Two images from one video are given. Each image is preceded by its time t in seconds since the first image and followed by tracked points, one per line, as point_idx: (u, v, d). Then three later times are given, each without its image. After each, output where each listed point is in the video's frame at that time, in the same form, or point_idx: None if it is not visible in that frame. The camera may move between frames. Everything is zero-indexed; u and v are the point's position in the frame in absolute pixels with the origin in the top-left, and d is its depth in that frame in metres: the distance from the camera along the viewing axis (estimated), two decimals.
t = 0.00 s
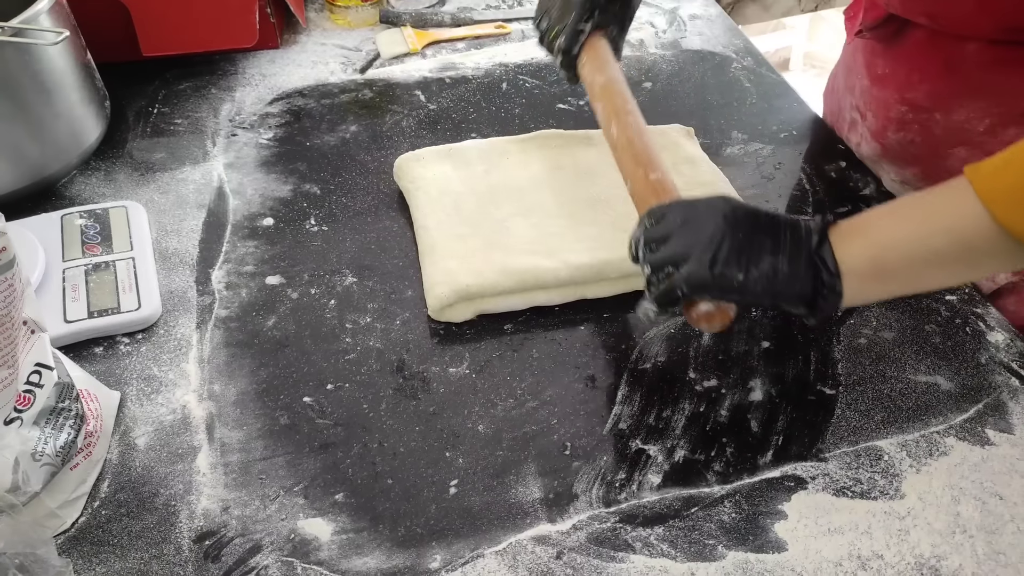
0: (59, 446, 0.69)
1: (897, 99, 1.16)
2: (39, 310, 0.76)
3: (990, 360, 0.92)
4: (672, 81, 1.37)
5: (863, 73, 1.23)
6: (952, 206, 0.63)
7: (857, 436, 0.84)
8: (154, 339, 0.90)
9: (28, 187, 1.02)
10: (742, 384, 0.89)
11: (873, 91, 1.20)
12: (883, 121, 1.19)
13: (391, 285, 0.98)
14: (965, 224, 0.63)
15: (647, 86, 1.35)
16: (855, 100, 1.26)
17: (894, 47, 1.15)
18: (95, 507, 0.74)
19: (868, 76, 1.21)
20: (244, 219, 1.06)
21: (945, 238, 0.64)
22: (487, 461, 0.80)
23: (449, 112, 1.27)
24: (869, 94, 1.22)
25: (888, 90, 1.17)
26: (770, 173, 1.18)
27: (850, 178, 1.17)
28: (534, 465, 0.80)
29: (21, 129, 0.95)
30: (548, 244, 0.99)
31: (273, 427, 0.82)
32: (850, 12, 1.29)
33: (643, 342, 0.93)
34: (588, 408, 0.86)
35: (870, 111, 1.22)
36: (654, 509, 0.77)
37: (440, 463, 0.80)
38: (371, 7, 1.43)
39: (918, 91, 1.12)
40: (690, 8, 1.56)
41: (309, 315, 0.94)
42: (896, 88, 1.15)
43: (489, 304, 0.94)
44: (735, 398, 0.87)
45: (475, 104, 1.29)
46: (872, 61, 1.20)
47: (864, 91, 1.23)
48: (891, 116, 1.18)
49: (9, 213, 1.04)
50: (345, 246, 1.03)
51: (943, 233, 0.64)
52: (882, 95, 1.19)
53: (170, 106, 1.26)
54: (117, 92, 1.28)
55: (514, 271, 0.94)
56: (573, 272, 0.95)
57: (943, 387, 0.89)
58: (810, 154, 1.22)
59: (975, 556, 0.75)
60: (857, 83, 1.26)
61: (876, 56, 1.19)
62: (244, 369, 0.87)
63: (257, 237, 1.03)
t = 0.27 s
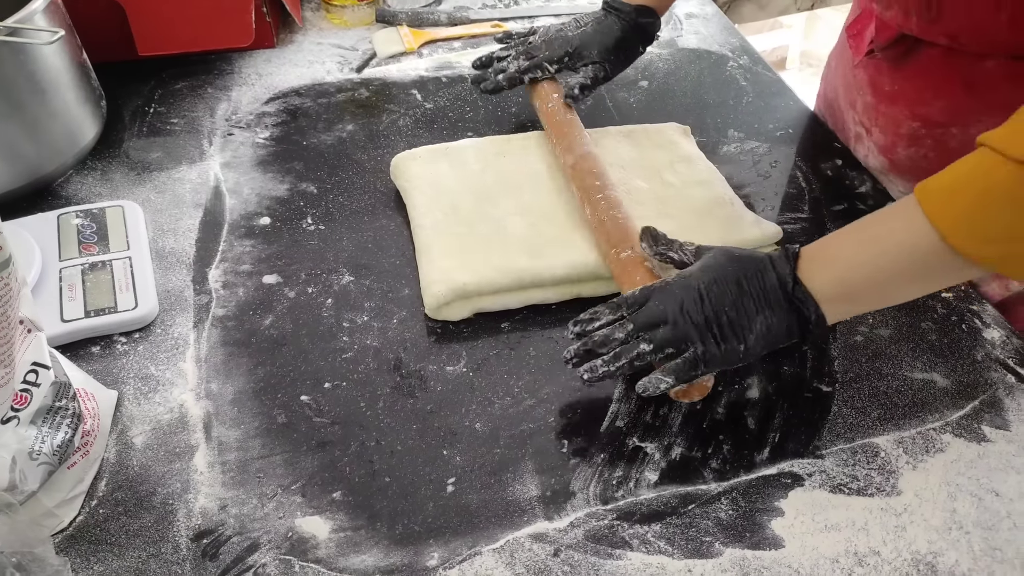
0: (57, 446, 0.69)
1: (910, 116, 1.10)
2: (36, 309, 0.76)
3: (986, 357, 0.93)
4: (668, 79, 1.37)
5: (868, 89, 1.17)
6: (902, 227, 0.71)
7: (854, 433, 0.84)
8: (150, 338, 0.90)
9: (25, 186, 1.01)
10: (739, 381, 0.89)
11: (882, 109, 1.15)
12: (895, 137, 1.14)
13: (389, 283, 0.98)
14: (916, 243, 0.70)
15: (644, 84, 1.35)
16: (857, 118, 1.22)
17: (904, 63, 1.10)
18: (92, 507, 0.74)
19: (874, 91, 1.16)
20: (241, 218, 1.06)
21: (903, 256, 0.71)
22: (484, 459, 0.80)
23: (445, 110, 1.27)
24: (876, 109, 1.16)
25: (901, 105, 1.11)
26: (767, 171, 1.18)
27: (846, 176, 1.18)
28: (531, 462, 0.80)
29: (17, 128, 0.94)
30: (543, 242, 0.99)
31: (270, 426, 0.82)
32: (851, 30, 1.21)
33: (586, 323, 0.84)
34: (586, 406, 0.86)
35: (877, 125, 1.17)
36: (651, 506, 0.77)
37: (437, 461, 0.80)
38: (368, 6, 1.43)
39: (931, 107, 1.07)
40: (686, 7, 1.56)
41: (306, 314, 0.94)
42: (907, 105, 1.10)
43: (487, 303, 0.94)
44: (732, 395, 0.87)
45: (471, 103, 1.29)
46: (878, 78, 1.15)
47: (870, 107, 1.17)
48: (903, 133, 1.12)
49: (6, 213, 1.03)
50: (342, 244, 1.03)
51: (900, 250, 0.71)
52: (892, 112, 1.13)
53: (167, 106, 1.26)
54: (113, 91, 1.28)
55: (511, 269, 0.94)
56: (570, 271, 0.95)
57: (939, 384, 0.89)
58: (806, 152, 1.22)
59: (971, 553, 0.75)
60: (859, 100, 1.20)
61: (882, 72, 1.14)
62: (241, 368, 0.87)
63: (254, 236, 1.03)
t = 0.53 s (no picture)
0: (54, 444, 0.69)
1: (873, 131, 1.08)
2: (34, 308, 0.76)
3: (982, 356, 0.93)
4: (667, 77, 1.37)
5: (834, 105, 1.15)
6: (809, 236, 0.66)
7: (850, 431, 0.85)
8: (148, 336, 0.90)
9: (22, 183, 1.01)
10: (736, 379, 0.89)
11: (847, 126, 1.13)
12: (861, 153, 1.12)
13: (386, 282, 0.98)
14: (822, 252, 0.65)
15: (642, 82, 1.35)
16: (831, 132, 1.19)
17: (859, 80, 1.07)
18: (90, 505, 0.74)
19: (839, 107, 1.14)
20: (238, 217, 1.06)
21: (810, 265, 0.66)
22: (481, 457, 0.81)
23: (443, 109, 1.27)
24: (843, 125, 1.15)
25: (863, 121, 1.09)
26: (765, 170, 1.19)
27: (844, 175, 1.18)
28: (528, 461, 0.81)
29: (15, 125, 0.94)
30: (539, 239, 0.98)
31: (267, 424, 0.82)
32: (805, 47, 1.21)
33: (533, 356, 0.85)
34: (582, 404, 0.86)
35: (845, 141, 1.15)
36: (647, 505, 0.77)
37: (434, 459, 0.80)
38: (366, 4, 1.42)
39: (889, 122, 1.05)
40: (684, 5, 1.56)
41: (303, 312, 0.94)
42: (867, 120, 1.08)
43: (481, 301, 0.94)
44: (728, 393, 0.88)
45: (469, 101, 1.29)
46: (841, 95, 1.13)
47: (837, 122, 1.16)
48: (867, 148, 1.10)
49: (4, 211, 1.03)
50: (340, 243, 1.03)
51: (809, 262, 0.66)
52: (856, 128, 1.11)
53: (164, 104, 1.25)
54: (111, 88, 1.28)
55: (505, 268, 0.93)
56: (564, 269, 0.95)
57: (936, 383, 0.90)
58: (804, 151, 1.22)
59: (967, 550, 0.75)
60: (829, 116, 1.19)
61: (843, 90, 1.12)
62: (238, 366, 0.87)
63: (252, 234, 1.03)
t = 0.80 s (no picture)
0: (53, 442, 0.69)
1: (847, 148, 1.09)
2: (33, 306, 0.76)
3: (980, 356, 0.94)
4: (665, 77, 1.37)
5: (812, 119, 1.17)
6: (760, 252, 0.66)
7: (849, 430, 0.85)
8: (147, 335, 0.90)
9: (22, 182, 1.01)
10: (735, 378, 0.89)
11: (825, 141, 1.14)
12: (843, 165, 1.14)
13: (386, 281, 0.98)
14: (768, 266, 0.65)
15: (641, 83, 1.36)
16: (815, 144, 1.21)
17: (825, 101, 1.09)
18: (89, 503, 0.74)
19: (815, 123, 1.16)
20: (238, 216, 1.06)
21: (760, 279, 0.67)
22: (480, 456, 0.81)
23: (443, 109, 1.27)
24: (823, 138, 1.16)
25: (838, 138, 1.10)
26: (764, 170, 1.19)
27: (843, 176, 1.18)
28: (527, 459, 0.81)
29: (14, 124, 0.94)
30: (536, 240, 0.98)
31: (266, 423, 0.82)
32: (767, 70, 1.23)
33: (523, 350, 0.87)
34: (581, 403, 0.86)
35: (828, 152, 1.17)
36: (647, 504, 0.77)
37: (433, 458, 0.80)
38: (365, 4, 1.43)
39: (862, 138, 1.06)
40: (683, 6, 1.56)
41: (303, 311, 0.94)
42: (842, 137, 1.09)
43: (471, 301, 0.94)
44: (727, 393, 0.88)
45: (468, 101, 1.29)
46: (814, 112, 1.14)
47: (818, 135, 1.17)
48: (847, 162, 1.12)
49: (3, 210, 1.03)
50: (339, 242, 1.03)
51: (759, 275, 0.66)
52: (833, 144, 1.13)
53: (164, 103, 1.25)
54: (110, 88, 1.28)
55: (494, 267, 0.93)
56: (553, 270, 0.95)
57: (934, 382, 0.90)
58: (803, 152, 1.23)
59: (965, 550, 0.75)
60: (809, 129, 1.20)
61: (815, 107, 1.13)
62: (238, 365, 0.87)
63: (251, 233, 1.03)
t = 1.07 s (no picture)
0: (48, 438, 0.69)
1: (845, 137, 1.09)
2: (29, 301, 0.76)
3: (979, 354, 0.93)
4: (665, 73, 1.37)
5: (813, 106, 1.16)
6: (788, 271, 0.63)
7: (847, 428, 0.85)
8: (143, 330, 0.89)
9: (19, 178, 1.01)
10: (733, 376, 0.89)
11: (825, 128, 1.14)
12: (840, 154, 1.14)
13: (383, 277, 0.98)
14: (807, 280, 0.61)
15: (641, 78, 1.35)
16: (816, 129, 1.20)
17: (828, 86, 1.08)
18: (84, 500, 0.73)
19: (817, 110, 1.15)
20: (235, 211, 1.05)
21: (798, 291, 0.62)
22: (477, 453, 0.80)
23: (441, 104, 1.26)
24: (823, 126, 1.16)
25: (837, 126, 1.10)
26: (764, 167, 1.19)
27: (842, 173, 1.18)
28: (524, 456, 0.80)
29: (11, 119, 0.94)
30: (535, 236, 0.98)
31: (263, 419, 0.82)
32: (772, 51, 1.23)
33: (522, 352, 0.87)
34: (579, 400, 0.86)
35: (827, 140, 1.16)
36: (644, 501, 0.77)
37: (431, 455, 0.80)
38: None
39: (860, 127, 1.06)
40: (684, 1, 1.55)
41: (300, 307, 0.93)
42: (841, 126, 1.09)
43: (470, 297, 0.93)
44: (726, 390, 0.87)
45: (467, 96, 1.28)
46: (817, 97, 1.14)
47: (818, 122, 1.17)
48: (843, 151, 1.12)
49: None
50: (337, 238, 1.02)
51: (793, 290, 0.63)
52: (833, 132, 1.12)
53: (161, 98, 1.25)
54: (107, 82, 1.27)
55: (493, 263, 0.93)
56: (553, 266, 0.94)
57: (933, 380, 0.90)
58: (803, 149, 1.22)
59: (963, 548, 0.75)
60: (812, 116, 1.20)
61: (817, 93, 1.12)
62: (235, 361, 0.87)
63: (248, 229, 1.03)
